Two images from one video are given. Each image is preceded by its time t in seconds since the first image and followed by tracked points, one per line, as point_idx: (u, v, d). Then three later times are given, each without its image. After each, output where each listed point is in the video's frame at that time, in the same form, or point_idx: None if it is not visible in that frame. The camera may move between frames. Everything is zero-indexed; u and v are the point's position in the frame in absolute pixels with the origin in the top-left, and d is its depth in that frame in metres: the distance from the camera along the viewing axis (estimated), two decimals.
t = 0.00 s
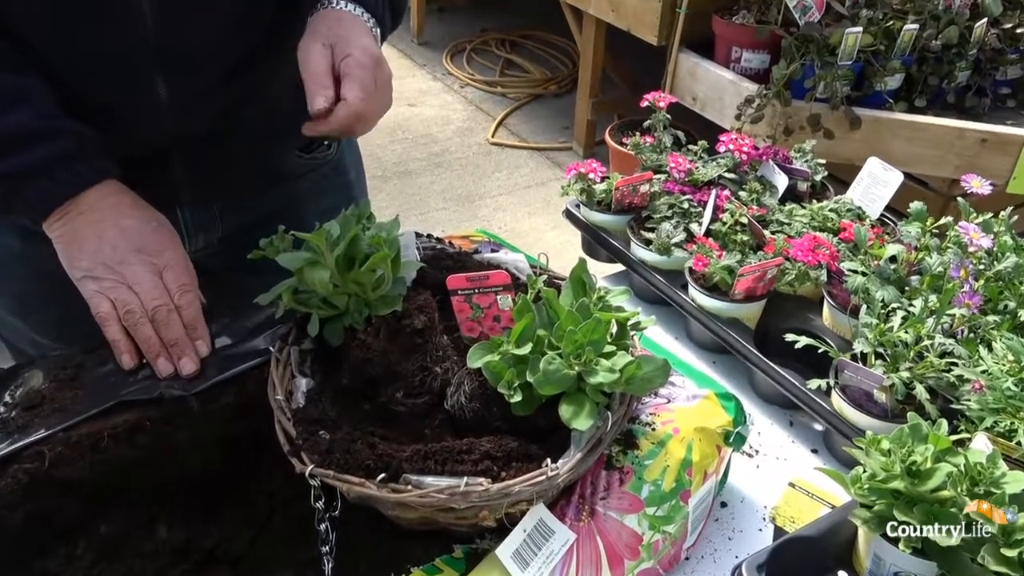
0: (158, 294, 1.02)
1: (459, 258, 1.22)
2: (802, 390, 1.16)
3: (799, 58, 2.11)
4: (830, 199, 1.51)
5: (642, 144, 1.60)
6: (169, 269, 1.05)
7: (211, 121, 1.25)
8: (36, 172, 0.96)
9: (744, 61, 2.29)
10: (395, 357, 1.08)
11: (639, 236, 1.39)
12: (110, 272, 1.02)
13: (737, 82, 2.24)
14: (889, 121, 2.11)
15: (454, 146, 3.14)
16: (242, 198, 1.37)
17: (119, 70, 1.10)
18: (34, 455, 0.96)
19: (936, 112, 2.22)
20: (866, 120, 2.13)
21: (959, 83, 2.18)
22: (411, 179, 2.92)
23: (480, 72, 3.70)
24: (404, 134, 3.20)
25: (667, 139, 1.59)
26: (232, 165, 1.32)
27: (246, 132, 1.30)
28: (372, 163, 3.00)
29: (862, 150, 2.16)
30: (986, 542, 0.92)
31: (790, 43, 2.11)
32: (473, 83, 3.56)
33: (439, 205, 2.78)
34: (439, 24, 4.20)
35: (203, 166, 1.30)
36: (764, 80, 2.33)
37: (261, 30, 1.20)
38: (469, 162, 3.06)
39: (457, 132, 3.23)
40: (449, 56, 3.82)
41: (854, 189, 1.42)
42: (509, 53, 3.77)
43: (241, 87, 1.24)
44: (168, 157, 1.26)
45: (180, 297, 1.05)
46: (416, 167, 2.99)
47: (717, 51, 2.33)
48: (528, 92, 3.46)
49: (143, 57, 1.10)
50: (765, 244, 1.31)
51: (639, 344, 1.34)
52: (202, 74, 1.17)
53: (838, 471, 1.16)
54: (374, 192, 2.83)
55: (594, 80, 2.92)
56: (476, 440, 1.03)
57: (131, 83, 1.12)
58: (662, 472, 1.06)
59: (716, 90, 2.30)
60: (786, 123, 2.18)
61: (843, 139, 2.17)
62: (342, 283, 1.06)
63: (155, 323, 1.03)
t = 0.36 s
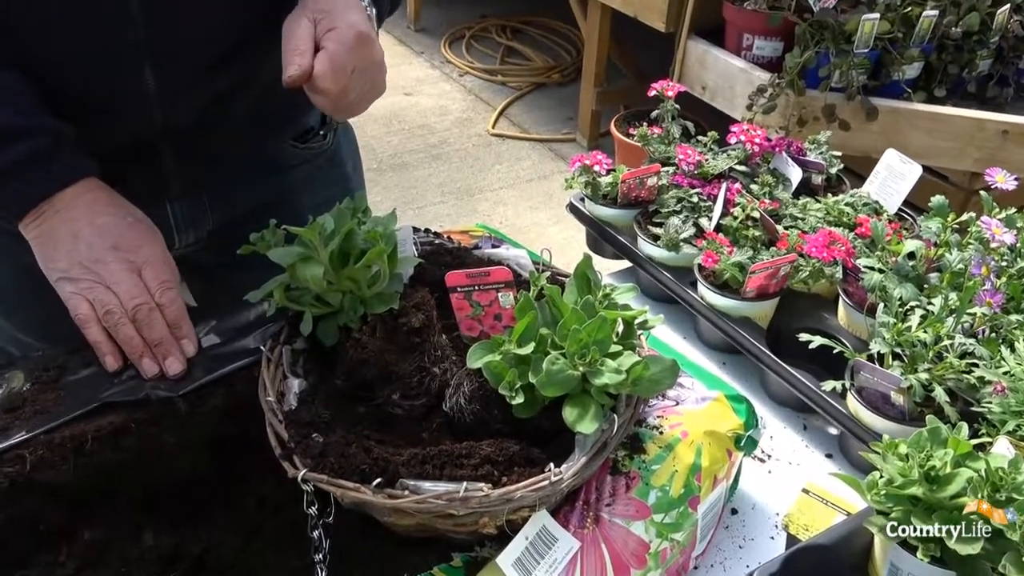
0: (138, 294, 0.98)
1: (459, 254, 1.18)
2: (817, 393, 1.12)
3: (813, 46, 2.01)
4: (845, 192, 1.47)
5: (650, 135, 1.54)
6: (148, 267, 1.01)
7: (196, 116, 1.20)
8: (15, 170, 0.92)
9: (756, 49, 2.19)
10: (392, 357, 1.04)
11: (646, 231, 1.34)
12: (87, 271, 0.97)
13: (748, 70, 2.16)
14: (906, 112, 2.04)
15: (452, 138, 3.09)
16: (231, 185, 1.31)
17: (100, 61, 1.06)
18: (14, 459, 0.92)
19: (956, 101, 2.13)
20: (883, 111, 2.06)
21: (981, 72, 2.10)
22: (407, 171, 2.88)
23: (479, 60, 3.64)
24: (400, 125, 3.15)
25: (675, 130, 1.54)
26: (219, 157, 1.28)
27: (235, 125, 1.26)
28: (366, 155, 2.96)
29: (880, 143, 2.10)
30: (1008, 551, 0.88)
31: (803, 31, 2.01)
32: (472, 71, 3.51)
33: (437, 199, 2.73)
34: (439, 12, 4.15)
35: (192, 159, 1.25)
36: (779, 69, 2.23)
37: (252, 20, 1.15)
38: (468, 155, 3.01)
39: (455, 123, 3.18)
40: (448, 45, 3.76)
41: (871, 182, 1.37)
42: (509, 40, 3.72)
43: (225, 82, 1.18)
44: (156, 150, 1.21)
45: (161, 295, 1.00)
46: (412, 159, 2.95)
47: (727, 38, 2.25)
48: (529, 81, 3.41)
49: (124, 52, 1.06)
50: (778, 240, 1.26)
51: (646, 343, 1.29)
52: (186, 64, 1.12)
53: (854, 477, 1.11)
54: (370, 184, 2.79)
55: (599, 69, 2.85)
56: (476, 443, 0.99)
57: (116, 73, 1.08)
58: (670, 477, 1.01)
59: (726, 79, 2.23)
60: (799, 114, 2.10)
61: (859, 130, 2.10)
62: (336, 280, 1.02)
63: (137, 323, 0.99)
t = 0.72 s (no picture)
0: (22, 309, 0.84)
1: (459, 249, 1.14)
2: (832, 395, 1.07)
3: (829, 33, 1.95)
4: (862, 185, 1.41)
5: (658, 125, 1.49)
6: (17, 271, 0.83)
7: (227, 109, 1.08)
8: None
9: (769, 36, 2.12)
10: (390, 357, 1.00)
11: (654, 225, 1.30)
12: None
13: (761, 58, 2.07)
14: (926, 103, 1.93)
15: (452, 128, 3.00)
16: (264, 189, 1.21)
17: (110, 53, 0.97)
18: None
19: (978, 91, 2.05)
20: (902, 101, 1.95)
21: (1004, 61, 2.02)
22: (405, 163, 2.80)
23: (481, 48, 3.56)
24: (399, 115, 3.08)
25: (685, 121, 1.48)
26: (253, 156, 1.16)
27: (269, 119, 1.14)
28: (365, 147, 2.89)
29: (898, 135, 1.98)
30: None
31: (818, 17, 1.94)
32: (473, 59, 3.42)
33: (435, 191, 2.65)
34: None
35: (225, 161, 1.14)
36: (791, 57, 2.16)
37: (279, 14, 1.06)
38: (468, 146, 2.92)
39: (456, 112, 3.09)
40: (448, 32, 3.66)
41: (889, 176, 1.33)
42: (512, 27, 3.63)
43: (248, 78, 1.08)
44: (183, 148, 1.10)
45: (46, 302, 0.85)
46: (411, 150, 2.88)
47: (740, 25, 2.17)
48: (533, 70, 3.30)
49: (163, 32, 0.97)
50: (792, 235, 1.21)
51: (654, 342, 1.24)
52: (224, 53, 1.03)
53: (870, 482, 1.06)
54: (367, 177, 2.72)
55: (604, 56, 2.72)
56: (476, 446, 0.95)
57: (151, 61, 0.99)
58: (678, 482, 0.97)
59: (738, 67, 2.14)
60: (814, 104, 2.00)
61: (876, 121, 1.99)
62: (330, 276, 0.98)
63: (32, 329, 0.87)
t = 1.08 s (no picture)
0: None
1: (458, 243, 1.10)
2: (847, 395, 1.03)
3: (844, 20, 1.88)
4: (878, 177, 1.37)
5: (665, 115, 1.44)
6: None
7: (240, 108, 1.06)
8: None
9: (782, 23, 2.05)
10: (388, 354, 0.95)
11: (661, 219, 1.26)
12: None
13: (774, 46, 2.01)
14: (945, 92, 1.88)
15: (451, 118, 2.89)
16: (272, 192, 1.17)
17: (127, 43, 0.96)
18: None
19: (999, 81, 1.98)
20: (920, 92, 1.89)
21: None
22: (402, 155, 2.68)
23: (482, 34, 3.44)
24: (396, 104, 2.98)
25: (695, 110, 1.43)
26: (263, 158, 1.14)
27: (283, 121, 1.12)
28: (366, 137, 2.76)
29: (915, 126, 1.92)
30: None
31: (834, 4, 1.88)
32: (474, 46, 3.29)
33: (433, 183, 2.55)
34: None
35: (235, 162, 1.12)
36: (804, 44, 2.10)
37: (304, 17, 1.05)
38: (468, 136, 2.82)
39: (457, 102, 2.98)
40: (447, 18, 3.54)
41: (906, 169, 1.28)
42: (514, 11, 3.52)
43: (264, 79, 1.06)
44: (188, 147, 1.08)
45: None
46: (409, 141, 2.76)
47: (752, 11, 2.10)
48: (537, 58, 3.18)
49: (176, 28, 0.96)
50: (805, 230, 1.16)
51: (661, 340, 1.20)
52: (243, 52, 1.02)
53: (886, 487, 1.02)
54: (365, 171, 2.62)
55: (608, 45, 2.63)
56: (477, 448, 0.91)
57: (163, 54, 0.98)
58: (687, 486, 0.93)
59: (751, 56, 2.07)
60: (829, 93, 1.95)
61: (892, 112, 1.94)
62: (325, 270, 0.94)
63: None
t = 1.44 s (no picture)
0: None
1: (458, 236, 1.06)
2: (861, 395, 0.99)
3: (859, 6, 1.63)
4: (894, 168, 1.33)
5: (674, 105, 1.40)
6: None
7: (179, 121, 0.94)
8: None
9: (796, 8, 1.78)
10: (385, 350, 0.91)
11: (669, 212, 1.21)
12: None
13: (786, 31, 1.73)
14: (965, 81, 1.60)
15: (450, 108, 2.54)
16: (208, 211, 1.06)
17: (49, 66, 0.85)
18: None
19: None
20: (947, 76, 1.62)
21: None
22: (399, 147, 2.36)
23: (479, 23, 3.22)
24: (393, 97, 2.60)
25: (703, 101, 1.40)
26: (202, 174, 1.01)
27: (220, 136, 0.98)
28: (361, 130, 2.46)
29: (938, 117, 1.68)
30: None
31: None
32: (476, 33, 2.91)
33: (433, 176, 2.27)
34: None
35: (168, 178, 0.99)
36: (818, 32, 1.82)
37: (246, 20, 0.92)
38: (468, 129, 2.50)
39: (456, 92, 2.65)
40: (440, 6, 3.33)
41: (925, 159, 1.25)
42: None
43: (206, 92, 0.93)
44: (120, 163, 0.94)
45: None
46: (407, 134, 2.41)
47: None
48: (539, 43, 2.82)
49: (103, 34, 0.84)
50: (820, 223, 1.12)
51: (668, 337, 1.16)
52: (168, 68, 0.89)
53: (902, 489, 0.98)
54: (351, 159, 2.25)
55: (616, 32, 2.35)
56: (478, 448, 0.88)
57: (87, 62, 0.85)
58: (695, 488, 0.90)
59: (762, 42, 1.79)
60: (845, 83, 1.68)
61: (909, 102, 1.67)
62: (320, 264, 0.91)
63: None
